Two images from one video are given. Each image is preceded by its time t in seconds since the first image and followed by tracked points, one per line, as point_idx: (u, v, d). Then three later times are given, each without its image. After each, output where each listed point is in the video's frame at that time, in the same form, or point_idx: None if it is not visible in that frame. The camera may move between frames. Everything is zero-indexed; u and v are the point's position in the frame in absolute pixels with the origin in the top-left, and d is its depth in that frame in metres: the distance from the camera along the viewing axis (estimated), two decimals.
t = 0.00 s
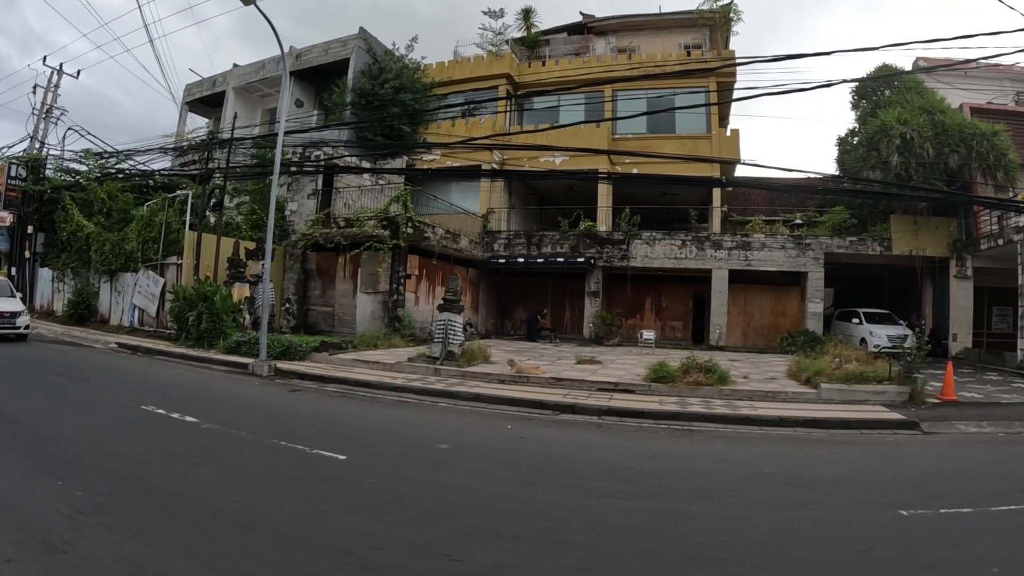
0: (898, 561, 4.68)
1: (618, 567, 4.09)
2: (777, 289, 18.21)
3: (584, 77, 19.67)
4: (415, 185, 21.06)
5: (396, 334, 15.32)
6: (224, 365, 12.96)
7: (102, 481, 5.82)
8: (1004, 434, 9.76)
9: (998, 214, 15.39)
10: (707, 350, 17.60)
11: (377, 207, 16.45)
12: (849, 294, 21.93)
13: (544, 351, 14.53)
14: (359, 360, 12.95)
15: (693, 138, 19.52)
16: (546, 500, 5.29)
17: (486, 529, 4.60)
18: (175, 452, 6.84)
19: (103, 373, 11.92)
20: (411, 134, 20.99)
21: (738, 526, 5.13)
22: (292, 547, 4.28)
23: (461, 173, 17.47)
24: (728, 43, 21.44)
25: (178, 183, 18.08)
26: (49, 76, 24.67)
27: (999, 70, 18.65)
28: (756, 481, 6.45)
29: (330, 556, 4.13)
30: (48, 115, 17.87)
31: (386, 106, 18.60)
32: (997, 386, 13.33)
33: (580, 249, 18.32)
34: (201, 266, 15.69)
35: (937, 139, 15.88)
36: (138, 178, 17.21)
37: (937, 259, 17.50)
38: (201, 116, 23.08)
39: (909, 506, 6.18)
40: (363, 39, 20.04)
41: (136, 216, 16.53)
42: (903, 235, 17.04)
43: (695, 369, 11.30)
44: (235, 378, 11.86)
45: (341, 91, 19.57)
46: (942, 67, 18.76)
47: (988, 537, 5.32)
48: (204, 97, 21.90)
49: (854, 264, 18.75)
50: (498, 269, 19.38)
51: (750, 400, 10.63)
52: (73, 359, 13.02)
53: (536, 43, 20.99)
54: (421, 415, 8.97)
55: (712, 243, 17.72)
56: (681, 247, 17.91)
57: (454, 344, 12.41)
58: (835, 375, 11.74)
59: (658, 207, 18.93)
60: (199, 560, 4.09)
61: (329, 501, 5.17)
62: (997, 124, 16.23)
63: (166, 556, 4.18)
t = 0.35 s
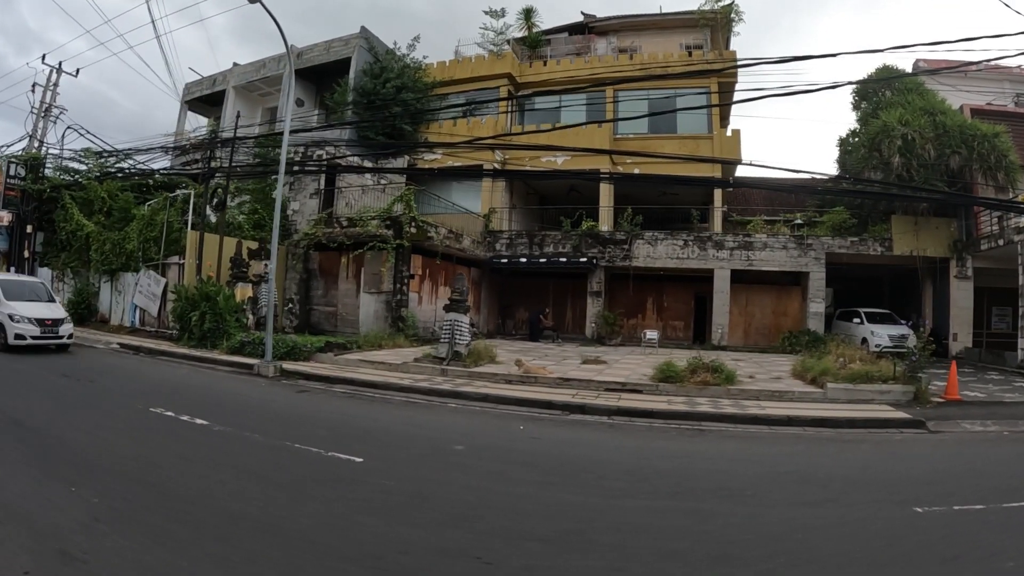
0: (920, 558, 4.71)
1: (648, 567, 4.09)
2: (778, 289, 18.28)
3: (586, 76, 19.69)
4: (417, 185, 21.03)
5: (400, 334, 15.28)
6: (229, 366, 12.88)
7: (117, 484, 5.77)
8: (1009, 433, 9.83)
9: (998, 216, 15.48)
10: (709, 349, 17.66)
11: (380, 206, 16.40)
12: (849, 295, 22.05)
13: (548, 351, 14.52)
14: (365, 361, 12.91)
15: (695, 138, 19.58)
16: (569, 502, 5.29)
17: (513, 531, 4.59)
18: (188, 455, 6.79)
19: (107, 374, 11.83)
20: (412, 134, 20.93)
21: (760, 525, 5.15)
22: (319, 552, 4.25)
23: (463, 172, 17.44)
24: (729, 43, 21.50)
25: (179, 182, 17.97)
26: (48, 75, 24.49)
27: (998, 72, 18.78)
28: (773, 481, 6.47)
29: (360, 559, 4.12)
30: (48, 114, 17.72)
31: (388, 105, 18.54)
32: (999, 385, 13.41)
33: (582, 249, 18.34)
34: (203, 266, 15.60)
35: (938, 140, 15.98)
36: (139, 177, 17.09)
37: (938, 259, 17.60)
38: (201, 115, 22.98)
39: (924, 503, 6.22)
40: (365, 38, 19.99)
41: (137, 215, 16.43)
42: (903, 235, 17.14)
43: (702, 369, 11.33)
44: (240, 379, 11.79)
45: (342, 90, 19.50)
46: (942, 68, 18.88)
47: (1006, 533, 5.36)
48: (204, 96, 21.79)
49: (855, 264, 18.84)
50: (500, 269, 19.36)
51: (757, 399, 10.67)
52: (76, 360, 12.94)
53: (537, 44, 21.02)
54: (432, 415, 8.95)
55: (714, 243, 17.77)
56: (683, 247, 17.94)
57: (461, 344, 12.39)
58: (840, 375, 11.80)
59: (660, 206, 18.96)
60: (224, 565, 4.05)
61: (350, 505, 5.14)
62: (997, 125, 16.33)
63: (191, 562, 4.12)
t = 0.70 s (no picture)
0: (941, 556, 4.72)
1: (675, 569, 4.08)
2: (779, 289, 18.31)
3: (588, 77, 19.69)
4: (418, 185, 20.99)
5: (403, 335, 15.23)
6: (233, 367, 12.81)
7: (130, 489, 5.69)
8: (1016, 432, 9.86)
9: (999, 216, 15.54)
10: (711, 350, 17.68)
11: (383, 207, 16.35)
12: (849, 296, 22.14)
13: (553, 351, 14.50)
14: (370, 362, 12.85)
15: (697, 139, 19.61)
16: (589, 504, 5.27)
17: (536, 535, 4.57)
18: (200, 459, 6.72)
19: (110, 375, 11.73)
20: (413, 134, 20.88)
21: (780, 526, 5.14)
22: (343, 557, 4.20)
23: (465, 173, 17.41)
24: (730, 44, 21.54)
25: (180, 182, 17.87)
26: (49, 74, 24.39)
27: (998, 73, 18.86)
28: (788, 481, 6.47)
29: (386, 564, 4.08)
30: (48, 113, 17.62)
31: (390, 105, 18.48)
32: (1002, 385, 13.46)
33: (584, 249, 18.34)
34: (205, 266, 15.51)
35: (940, 141, 16.05)
36: (139, 177, 16.98)
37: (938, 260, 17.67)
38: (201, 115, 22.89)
39: (938, 501, 6.22)
40: (366, 38, 19.94)
41: (138, 215, 16.33)
42: (905, 236, 17.21)
43: (708, 369, 11.34)
44: (245, 380, 11.71)
45: (344, 90, 19.42)
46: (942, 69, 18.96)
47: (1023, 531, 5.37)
48: (204, 96, 21.70)
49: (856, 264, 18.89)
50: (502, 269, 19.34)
51: (765, 400, 10.68)
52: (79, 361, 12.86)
53: (539, 44, 21.01)
54: (442, 417, 8.91)
55: (717, 243, 17.79)
56: (686, 247, 17.95)
57: (466, 345, 12.36)
58: (846, 375, 11.82)
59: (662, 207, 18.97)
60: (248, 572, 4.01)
61: (370, 509, 5.10)
62: (999, 126, 16.40)
63: (211, 570, 4.04)
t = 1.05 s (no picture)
0: (965, 556, 4.66)
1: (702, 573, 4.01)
2: (781, 289, 18.30)
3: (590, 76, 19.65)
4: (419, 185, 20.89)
5: (406, 335, 15.12)
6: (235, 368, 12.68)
7: (139, 496, 5.57)
8: None
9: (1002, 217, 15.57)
10: (714, 350, 17.66)
11: (385, 206, 16.24)
12: (850, 296, 22.18)
13: (557, 352, 14.42)
14: (374, 363, 12.74)
15: (699, 139, 19.59)
16: (608, 507, 5.19)
17: (558, 540, 4.49)
18: (208, 464, 6.60)
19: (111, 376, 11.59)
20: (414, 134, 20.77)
21: (801, 528, 5.08)
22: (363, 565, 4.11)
23: (467, 172, 17.34)
24: (731, 44, 21.55)
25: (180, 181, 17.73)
26: (46, 72, 24.16)
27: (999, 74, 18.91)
28: (804, 482, 6.42)
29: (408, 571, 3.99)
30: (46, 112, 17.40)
31: (392, 104, 18.37)
32: (1006, 385, 13.48)
33: (587, 249, 18.27)
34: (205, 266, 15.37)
35: (943, 142, 16.08)
36: (138, 175, 16.80)
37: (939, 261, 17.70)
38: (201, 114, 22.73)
39: (955, 501, 6.18)
40: (367, 37, 19.84)
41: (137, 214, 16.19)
42: (907, 237, 17.23)
43: (715, 370, 11.30)
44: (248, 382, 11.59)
45: (345, 89, 19.29)
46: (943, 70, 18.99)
47: None
48: (203, 95, 21.54)
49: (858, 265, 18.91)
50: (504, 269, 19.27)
51: (772, 400, 10.64)
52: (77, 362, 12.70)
53: (540, 43, 20.96)
54: (450, 419, 8.83)
55: (719, 244, 17.76)
56: (688, 248, 17.92)
57: (471, 345, 12.29)
58: (853, 376, 11.80)
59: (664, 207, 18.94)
60: None
61: (387, 515, 5.01)
62: (1001, 127, 16.42)
63: None
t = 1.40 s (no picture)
0: (987, 557, 4.61)
1: None
2: (782, 289, 18.28)
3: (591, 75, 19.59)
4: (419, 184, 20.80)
5: (407, 335, 15.03)
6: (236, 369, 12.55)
7: (145, 505, 5.46)
8: None
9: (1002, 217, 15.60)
10: (715, 350, 17.63)
11: (386, 206, 16.15)
12: (850, 296, 22.21)
13: (559, 352, 14.35)
14: (377, 364, 12.64)
15: (700, 138, 19.57)
16: (624, 512, 5.12)
17: (578, 546, 4.41)
18: (214, 470, 6.49)
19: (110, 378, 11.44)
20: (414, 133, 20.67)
21: (820, 531, 5.02)
22: None
23: (467, 172, 17.27)
24: (731, 44, 21.53)
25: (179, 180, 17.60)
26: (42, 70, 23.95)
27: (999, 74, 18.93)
28: (817, 484, 6.35)
29: None
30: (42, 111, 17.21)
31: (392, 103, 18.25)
32: (1009, 384, 13.49)
33: (588, 249, 18.20)
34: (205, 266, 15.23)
35: (944, 142, 16.10)
36: (137, 175, 16.65)
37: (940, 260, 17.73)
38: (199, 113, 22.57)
39: (969, 501, 6.14)
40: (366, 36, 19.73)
41: (136, 214, 16.05)
42: (908, 237, 17.25)
43: (721, 370, 11.26)
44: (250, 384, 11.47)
45: (344, 88, 19.17)
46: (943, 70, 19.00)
47: None
48: (201, 94, 21.39)
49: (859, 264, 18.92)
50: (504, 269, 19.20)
51: (779, 401, 10.60)
52: (76, 364, 12.58)
53: (541, 43, 20.88)
54: (456, 421, 8.74)
55: (721, 243, 17.73)
56: (690, 248, 17.88)
57: (475, 346, 12.21)
58: (858, 376, 11.77)
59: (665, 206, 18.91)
60: None
61: (401, 522, 4.92)
62: (1002, 127, 16.42)
63: None
